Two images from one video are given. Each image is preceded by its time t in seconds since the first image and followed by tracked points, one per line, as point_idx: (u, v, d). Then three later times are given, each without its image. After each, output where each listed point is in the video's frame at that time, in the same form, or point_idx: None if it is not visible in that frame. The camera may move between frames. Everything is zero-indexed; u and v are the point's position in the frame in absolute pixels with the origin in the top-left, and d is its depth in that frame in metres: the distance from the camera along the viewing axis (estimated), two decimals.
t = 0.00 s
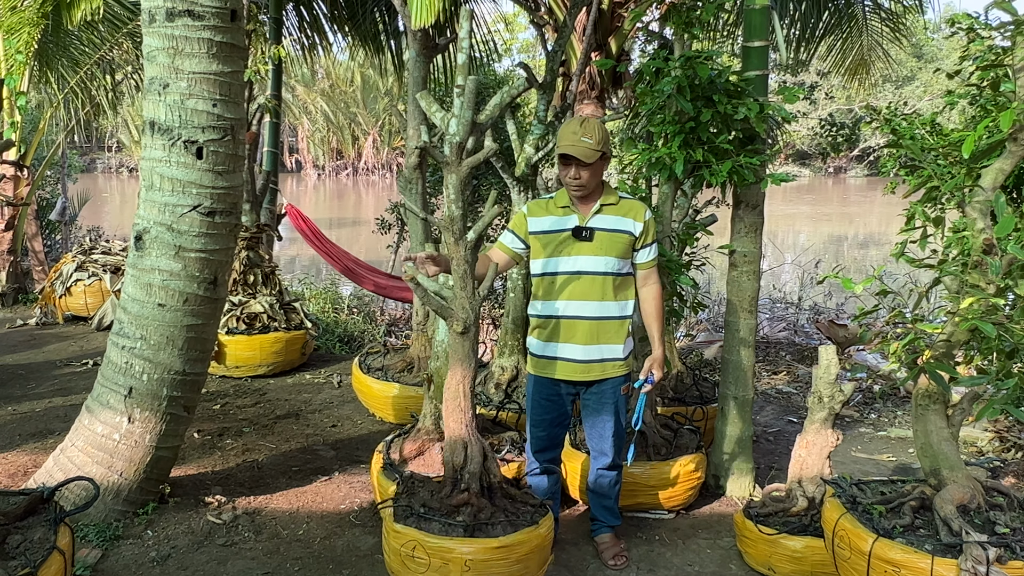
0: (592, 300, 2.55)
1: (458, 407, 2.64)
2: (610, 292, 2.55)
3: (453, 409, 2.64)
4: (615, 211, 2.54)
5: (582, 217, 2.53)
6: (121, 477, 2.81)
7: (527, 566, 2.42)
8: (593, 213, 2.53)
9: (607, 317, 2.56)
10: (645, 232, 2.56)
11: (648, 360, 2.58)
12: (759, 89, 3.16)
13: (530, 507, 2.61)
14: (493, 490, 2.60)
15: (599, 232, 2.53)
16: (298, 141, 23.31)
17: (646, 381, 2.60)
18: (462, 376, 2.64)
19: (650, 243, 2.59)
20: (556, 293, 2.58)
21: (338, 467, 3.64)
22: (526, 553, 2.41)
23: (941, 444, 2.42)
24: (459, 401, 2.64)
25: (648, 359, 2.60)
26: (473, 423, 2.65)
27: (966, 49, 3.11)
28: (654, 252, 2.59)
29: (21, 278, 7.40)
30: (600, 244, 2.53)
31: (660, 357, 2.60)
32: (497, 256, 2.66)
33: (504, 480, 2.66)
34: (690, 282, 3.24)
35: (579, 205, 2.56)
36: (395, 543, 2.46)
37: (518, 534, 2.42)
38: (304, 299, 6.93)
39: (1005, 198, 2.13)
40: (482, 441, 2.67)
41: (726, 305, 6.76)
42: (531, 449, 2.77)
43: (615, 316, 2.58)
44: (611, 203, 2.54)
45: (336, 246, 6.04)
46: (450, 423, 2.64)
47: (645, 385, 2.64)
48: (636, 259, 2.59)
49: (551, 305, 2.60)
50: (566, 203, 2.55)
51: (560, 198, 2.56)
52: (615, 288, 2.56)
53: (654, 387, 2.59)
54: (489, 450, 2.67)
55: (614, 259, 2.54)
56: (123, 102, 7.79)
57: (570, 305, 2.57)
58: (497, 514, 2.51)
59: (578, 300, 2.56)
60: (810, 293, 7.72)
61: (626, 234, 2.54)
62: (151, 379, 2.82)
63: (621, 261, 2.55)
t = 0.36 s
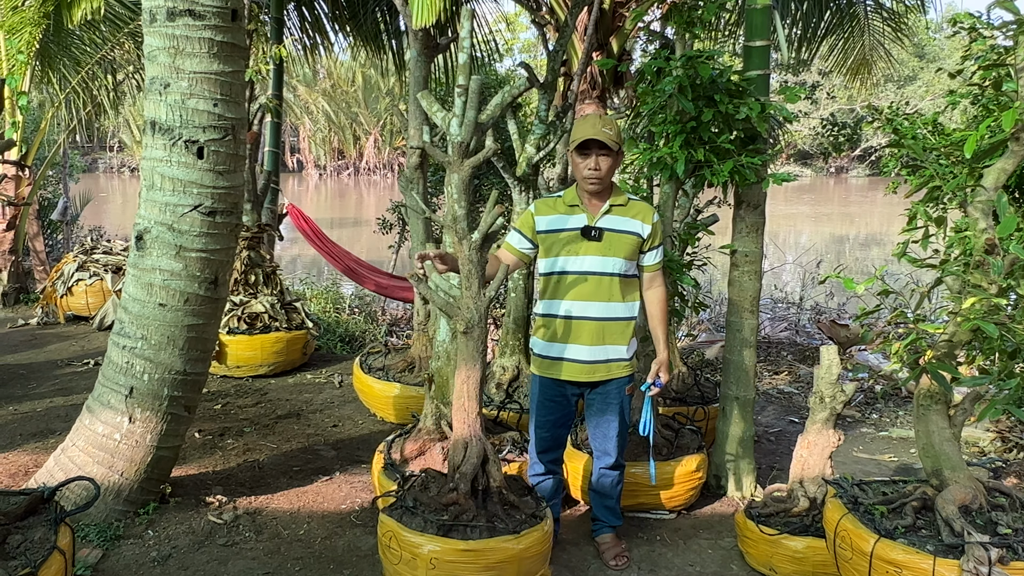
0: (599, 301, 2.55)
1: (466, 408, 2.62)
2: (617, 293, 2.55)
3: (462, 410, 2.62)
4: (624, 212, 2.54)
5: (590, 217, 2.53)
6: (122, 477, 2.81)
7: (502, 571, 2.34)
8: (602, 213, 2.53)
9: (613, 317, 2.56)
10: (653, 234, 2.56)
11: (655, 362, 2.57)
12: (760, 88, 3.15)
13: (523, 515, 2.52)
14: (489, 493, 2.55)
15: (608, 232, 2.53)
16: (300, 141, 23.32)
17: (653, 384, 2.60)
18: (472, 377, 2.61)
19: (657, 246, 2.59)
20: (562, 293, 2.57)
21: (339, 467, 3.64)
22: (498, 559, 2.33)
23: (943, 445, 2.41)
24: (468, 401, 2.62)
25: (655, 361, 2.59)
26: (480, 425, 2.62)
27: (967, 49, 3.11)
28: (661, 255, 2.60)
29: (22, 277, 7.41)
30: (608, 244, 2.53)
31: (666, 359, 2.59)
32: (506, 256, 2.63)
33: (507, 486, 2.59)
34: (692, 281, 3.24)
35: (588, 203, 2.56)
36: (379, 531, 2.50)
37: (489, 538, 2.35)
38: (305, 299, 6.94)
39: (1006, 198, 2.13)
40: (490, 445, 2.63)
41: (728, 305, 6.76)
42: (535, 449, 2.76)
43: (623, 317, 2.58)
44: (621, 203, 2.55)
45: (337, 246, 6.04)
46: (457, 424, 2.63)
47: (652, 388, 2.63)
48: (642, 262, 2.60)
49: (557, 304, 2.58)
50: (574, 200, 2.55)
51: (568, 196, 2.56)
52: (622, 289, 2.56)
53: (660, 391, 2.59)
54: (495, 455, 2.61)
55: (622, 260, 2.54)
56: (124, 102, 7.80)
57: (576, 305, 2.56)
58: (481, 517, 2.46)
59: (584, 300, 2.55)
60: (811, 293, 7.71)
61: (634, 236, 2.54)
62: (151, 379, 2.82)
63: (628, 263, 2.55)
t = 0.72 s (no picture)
0: (603, 301, 2.54)
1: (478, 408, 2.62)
2: (621, 293, 2.54)
3: (470, 409, 2.63)
4: (629, 211, 2.53)
5: (595, 216, 2.53)
6: (125, 477, 2.81)
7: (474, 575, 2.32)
8: (607, 212, 2.52)
9: (618, 316, 2.56)
10: (658, 235, 2.55)
11: (661, 363, 2.57)
12: (764, 88, 3.15)
13: (514, 521, 2.47)
14: (485, 496, 2.52)
15: (613, 231, 2.52)
16: (302, 141, 23.33)
17: (659, 385, 2.59)
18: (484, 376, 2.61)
19: (662, 246, 2.58)
20: (567, 292, 2.57)
21: (341, 467, 3.64)
22: (469, 562, 2.32)
23: (947, 445, 2.40)
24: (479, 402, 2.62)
25: (661, 362, 2.58)
26: (485, 428, 2.60)
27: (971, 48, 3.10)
28: (666, 256, 2.59)
29: (25, 277, 7.42)
30: (612, 244, 2.52)
31: (672, 359, 2.58)
32: (515, 259, 2.64)
33: (507, 492, 2.54)
34: (695, 281, 3.23)
35: (593, 202, 2.55)
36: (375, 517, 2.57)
37: (464, 541, 2.35)
38: (307, 299, 6.94)
39: (1011, 197, 2.12)
40: (495, 450, 2.60)
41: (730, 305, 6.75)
42: (539, 448, 2.75)
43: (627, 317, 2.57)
44: (627, 203, 2.54)
45: (339, 246, 6.04)
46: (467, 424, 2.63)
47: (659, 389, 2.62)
48: (647, 262, 2.59)
49: (562, 304, 2.58)
50: (579, 200, 2.54)
51: (573, 195, 2.55)
52: (627, 289, 2.55)
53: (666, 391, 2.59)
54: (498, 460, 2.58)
55: (626, 259, 2.53)
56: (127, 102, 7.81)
57: (580, 305, 2.55)
58: (465, 517, 2.45)
59: (589, 300, 2.54)
60: (814, 293, 7.69)
61: (638, 236, 2.53)
62: (154, 379, 2.82)
63: (632, 263, 2.54)
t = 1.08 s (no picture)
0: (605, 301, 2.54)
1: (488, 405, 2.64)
2: (625, 295, 2.54)
3: (478, 408, 2.65)
4: (635, 212, 2.52)
5: (600, 216, 2.53)
6: (129, 476, 2.82)
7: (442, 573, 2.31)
8: (613, 213, 2.51)
9: (621, 317, 2.55)
10: (663, 237, 2.53)
11: (661, 366, 2.55)
12: (767, 88, 3.15)
13: (499, 526, 2.42)
14: (481, 497, 2.52)
15: (617, 232, 2.52)
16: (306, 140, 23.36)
17: (658, 387, 2.57)
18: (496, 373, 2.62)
19: (667, 249, 2.56)
20: (570, 291, 2.58)
21: (345, 467, 3.64)
22: (439, 560, 2.30)
23: (951, 445, 2.40)
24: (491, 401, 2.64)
25: (661, 364, 2.57)
26: (488, 429, 2.62)
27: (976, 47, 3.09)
28: (670, 258, 2.56)
29: (30, 276, 7.44)
30: (616, 244, 2.52)
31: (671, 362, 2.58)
32: (524, 258, 2.67)
33: (503, 496, 2.51)
34: (699, 282, 3.21)
35: (600, 202, 2.56)
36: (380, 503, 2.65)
37: (437, 537, 2.33)
38: (311, 298, 6.95)
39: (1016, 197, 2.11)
40: (497, 452, 2.59)
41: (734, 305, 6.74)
42: (543, 447, 2.72)
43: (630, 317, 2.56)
44: (633, 203, 2.52)
45: (343, 245, 6.05)
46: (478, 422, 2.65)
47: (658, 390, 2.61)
48: (651, 264, 2.57)
49: (565, 302, 2.59)
50: (586, 200, 2.55)
51: (580, 195, 2.57)
52: (630, 289, 2.55)
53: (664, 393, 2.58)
54: (498, 462, 2.57)
55: (630, 260, 2.52)
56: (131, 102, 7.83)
57: (583, 304, 2.56)
58: (451, 515, 2.45)
59: (591, 299, 2.55)
60: (818, 293, 7.68)
61: (643, 238, 2.52)
62: (158, 379, 2.82)
63: (636, 264, 2.53)
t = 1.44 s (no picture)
0: (608, 300, 2.53)
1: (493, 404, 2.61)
2: (627, 294, 2.53)
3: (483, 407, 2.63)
4: (637, 212, 2.51)
5: (603, 216, 2.52)
6: (130, 476, 2.82)
7: (416, 569, 2.33)
8: (615, 212, 2.50)
9: (624, 315, 2.54)
10: (666, 236, 2.51)
11: (666, 365, 2.53)
12: (772, 86, 3.13)
13: (479, 528, 2.39)
14: (474, 498, 2.51)
15: (620, 231, 2.50)
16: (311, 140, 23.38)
17: (664, 386, 2.56)
18: (499, 372, 2.60)
19: (670, 247, 2.54)
20: (573, 290, 2.57)
21: (347, 466, 3.64)
22: (410, 554, 2.33)
23: (956, 446, 2.38)
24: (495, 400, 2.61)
25: (667, 363, 2.55)
26: (489, 429, 2.60)
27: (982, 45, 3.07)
28: (674, 256, 2.55)
29: (34, 275, 7.46)
30: (619, 243, 2.50)
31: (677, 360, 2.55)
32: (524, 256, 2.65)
33: (493, 500, 2.47)
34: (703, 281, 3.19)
35: (602, 201, 2.55)
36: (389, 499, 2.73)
37: (414, 533, 2.35)
38: (315, 298, 6.95)
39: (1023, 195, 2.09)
40: (495, 454, 2.56)
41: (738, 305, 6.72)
42: (544, 446, 2.70)
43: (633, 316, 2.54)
44: (635, 202, 2.51)
45: (346, 244, 6.04)
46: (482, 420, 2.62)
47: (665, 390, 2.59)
48: (654, 263, 2.56)
49: (567, 301, 2.58)
50: (589, 199, 2.54)
51: (582, 194, 2.55)
52: (632, 288, 2.53)
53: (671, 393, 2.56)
54: (494, 464, 2.53)
55: (632, 259, 2.51)
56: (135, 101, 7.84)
57: (586, 303, 2.55)
58: (436, 513, 2.47)
59: (594, 298, 2.54)
60: (823, 293, 7.65)
61: (646, 237, 2.51)
62: (159, 378, 2.82)
63: (639, 263, 2.52)
